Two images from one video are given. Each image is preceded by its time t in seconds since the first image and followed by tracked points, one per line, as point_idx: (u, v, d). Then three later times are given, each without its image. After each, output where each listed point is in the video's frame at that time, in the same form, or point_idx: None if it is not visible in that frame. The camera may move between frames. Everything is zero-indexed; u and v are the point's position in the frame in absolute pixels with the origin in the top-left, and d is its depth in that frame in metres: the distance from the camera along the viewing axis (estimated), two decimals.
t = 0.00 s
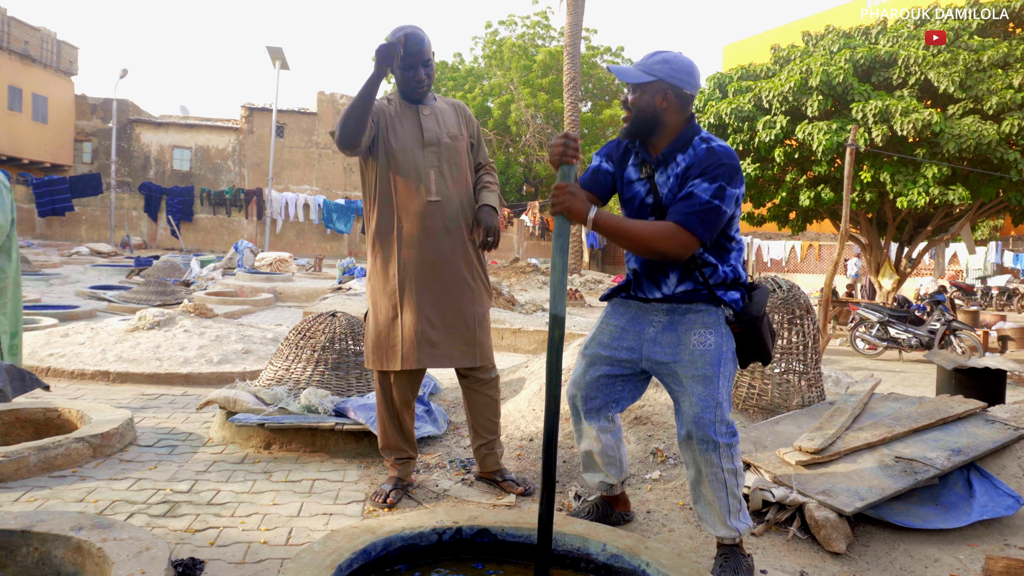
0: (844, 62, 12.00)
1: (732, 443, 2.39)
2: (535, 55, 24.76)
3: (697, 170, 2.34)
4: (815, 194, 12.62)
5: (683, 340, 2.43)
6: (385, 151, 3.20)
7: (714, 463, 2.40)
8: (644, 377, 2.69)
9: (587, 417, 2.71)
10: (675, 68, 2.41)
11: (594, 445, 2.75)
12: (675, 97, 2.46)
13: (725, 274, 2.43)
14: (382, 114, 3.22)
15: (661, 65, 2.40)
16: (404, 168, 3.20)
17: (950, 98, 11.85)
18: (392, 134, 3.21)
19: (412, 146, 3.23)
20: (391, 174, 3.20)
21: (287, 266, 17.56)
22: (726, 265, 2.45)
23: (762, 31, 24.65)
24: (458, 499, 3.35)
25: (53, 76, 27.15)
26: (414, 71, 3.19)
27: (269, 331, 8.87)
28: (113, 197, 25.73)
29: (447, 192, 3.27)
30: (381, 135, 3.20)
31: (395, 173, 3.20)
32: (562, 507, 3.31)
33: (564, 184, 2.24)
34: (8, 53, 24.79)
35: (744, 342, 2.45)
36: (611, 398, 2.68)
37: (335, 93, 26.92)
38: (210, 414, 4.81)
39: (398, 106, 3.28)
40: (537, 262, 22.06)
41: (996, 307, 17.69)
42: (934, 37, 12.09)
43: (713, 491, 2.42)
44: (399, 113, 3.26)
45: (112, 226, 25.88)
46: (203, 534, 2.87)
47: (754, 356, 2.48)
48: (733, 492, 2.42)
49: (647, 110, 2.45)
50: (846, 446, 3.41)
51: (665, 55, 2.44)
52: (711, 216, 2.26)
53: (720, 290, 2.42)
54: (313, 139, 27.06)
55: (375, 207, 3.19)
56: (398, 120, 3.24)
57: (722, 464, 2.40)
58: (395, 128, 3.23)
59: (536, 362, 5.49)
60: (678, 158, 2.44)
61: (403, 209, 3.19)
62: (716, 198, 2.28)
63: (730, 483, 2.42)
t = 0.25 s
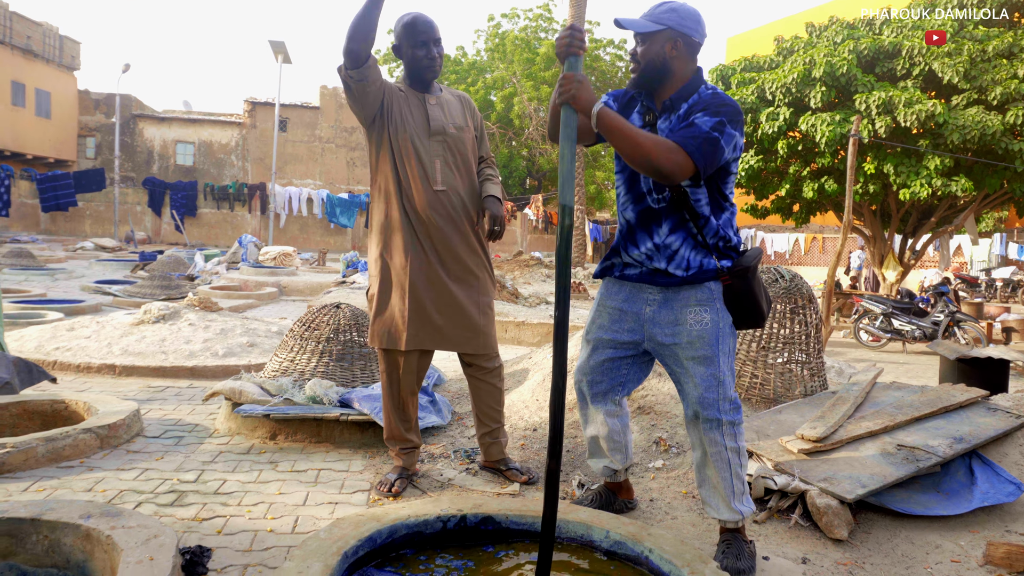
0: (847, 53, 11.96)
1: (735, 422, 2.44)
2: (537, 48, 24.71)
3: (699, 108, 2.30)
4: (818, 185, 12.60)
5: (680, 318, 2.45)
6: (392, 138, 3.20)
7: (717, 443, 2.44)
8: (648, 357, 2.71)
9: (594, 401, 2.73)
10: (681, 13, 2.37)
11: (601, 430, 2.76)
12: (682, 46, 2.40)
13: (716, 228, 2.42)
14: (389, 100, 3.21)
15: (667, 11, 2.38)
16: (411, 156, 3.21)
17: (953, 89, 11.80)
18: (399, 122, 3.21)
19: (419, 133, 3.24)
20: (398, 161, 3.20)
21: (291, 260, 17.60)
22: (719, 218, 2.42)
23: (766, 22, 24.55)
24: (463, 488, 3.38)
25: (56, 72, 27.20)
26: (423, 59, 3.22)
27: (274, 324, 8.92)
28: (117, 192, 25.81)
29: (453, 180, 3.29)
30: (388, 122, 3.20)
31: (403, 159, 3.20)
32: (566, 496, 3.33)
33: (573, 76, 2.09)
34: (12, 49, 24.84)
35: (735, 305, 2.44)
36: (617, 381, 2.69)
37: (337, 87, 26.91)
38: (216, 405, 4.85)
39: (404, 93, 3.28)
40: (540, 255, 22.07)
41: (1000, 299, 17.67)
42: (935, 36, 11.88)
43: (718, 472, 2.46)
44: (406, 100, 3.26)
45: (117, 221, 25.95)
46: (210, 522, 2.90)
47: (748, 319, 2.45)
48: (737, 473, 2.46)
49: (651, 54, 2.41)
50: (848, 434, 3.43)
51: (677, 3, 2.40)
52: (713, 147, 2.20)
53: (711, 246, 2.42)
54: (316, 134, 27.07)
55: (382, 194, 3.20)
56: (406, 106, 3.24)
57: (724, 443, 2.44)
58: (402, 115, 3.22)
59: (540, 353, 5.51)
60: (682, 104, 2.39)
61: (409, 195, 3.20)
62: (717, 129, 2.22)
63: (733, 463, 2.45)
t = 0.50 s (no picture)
0: (853, 44, 11.91)
1: (739, 404, 2.45)
2: (542, 41, 24.64)
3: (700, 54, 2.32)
4: (824, 177, 12.57)
5: (681, 303, 2.46)
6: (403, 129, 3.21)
7: (721, 426, 2.46)
8: (656, 343, 2.72)
9: (603, 388, 2.74)
10: None
11: (610, 417, 2.78)
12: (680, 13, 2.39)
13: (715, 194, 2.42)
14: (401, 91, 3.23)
15: None
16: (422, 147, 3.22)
17: (960, 79, 11.73)
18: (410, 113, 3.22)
19: (430, 125, 3.26)
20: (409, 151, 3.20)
21: (297, 254, 17.65)
22: (718, 178, 2.43)
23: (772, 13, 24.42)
24: (469, 479, 3.41)
25: (61, 67, 27.27)
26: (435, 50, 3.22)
27: (280, 318, 8.96)
28: (123, 187, 25.90)
29: (462, 173, 3.31)
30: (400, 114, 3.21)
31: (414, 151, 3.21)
32: (572, 486, 3.36)
33: None
34: (17, 44, 24.91)
35: (732, 282, 2.40)
36: (625, 368, 2.71)
37: (342, 81, 26.92)
38: (224, 398, 4.88)
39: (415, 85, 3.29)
40: (545, 248, 22.08)
41: (1008, 291, 17.61)
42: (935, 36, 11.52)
43: (722, 455, 2.46)
44: (417, 93, 3.27)
45: (123, 215, 26.04)
46: (220, 512, 2.93)
47: (746, 297, 2.40)
48: (740, 457, 2.47)
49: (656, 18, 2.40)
50: (853, 424, 3.44)
51: None
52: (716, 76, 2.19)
53: (712, 215, 2.43)
54: (321, 128, 27.09)
55: (394, 185, 3.19)
56: (417, 99, 3.26)
57: (728, 426, 2.46)
58: (413, 107, 3.24)
59: (545, 344, 5.53)
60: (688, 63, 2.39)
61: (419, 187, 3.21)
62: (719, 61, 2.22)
63: (737, 447, 2.46)
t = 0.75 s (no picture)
0: (860, 35, 11.84)
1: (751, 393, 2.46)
2: (548, 33, 24.54)
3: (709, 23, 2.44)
4: (832, 169, 12.50)
5: (690, 295, 2.48)
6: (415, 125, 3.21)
7: (734, 415, 2.47)
8: (672, 334, 2.73)
9: (620, 380, 2.77)
10: None
11: (625, 409, 2.80)
12: None
13: (721, 169, 2.43)
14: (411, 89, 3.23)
15: None
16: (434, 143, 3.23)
17: (969, 69, 11.65)
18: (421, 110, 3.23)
19: (439, 123, 3.26)
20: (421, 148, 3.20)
21: (304, 248, 17.70)
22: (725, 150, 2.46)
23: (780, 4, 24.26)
24: (477, 470, 3.43)
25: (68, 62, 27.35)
26: (443, 47, 3.23)
27: (288, 311, 9.00)
28: (131, 182, 26.00)
29: (473, 169, 3.33)
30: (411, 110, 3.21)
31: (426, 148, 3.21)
32: (579, 477, 3.38)
33: None
34: (24, 40, 25.01)
35: (740, 266, 2.40)
36: (641, 361, 2.73)
37: (348, 75, 26.92)
38: (233, 390, 4.92)
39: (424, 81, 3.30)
40: (551, 241, 22.08)
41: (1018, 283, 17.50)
42: (935, 37, 11.41)
43: (735, 443, 2.47)
44: (425, 91, 3.27)
45: (131, 210, 26.16)
46: (231, 503, 2.97)
47: (753, 281, 2.39)
48: (752, 446, 2.48)
49: None
50: (859, 416, 3.44)
51: None
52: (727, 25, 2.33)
53: (718, 191, 2.43)
54: (327, 121, 27.10)
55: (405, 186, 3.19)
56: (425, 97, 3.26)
57: (741, 415, 2.47)
58: (423, 104, 3.25)
59: (552, 337, 5.54)
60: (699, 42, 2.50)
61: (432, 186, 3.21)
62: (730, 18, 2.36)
63: (750, 436, 2.47)
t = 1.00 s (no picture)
0: (865, 28, 11.80)
1: (758, 385, 2.48)
2: (550, 27, 24.46)
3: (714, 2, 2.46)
4: (835, 163, 12.46)
5: (696, 288, 2.50)
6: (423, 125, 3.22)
7: (742, 407, 2.48)
8: (679, 328, 2.75)
9: (630, 375, 2.79)
10: None
11: (633, 404, 2.82)
12: None
13: (723, 151, 2.44)
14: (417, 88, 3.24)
15: None
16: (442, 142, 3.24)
17: (974, 62, 11.59)
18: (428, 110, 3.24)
19: (446, 121, 3.29)
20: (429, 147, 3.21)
21: (307, 243, 17.73)
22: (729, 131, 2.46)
23: None
24: (482, 466, 3.45)
25: (72, 58, 27.37)
26: (448, 42, 3.24)
27: (292, 307, 9.03)
28: (134, 177, 26.03)
29: (482, 166, 3.34)
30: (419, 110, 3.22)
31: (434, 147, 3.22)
32: (583, 473, 3.40)
33: None
34: (28, 35, 25.05)
35: (744, 254, 2.41)
36: (648, 356, 2.74)
37: (350, 70, 26.88)
38: (239, 387, 4.95)
39: (429, 80, 3.31)
40: (554, 236, 22.08)
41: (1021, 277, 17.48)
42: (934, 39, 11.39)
43: (743, 437, 2.49)
44: (431, 88, 3.29)
45: (134, 206, 26.21)
46: (237, 499, 2.99)
47: (759, 268, 2.40)
48: (759, 439, 2.49)
49: None
50: (863, 411, 3.45)
51: None
52: None
53: (721, 173, 2.44)
54: (330, 117, 27.07)
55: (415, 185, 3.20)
56: (432, 95, 3.28)
57: (748, 408, 2.48)
58: (430, 103, 3.26)
59: (556, 333, 5.56)
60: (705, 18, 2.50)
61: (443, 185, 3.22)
62: None
63: (757, 429, 2.49)
